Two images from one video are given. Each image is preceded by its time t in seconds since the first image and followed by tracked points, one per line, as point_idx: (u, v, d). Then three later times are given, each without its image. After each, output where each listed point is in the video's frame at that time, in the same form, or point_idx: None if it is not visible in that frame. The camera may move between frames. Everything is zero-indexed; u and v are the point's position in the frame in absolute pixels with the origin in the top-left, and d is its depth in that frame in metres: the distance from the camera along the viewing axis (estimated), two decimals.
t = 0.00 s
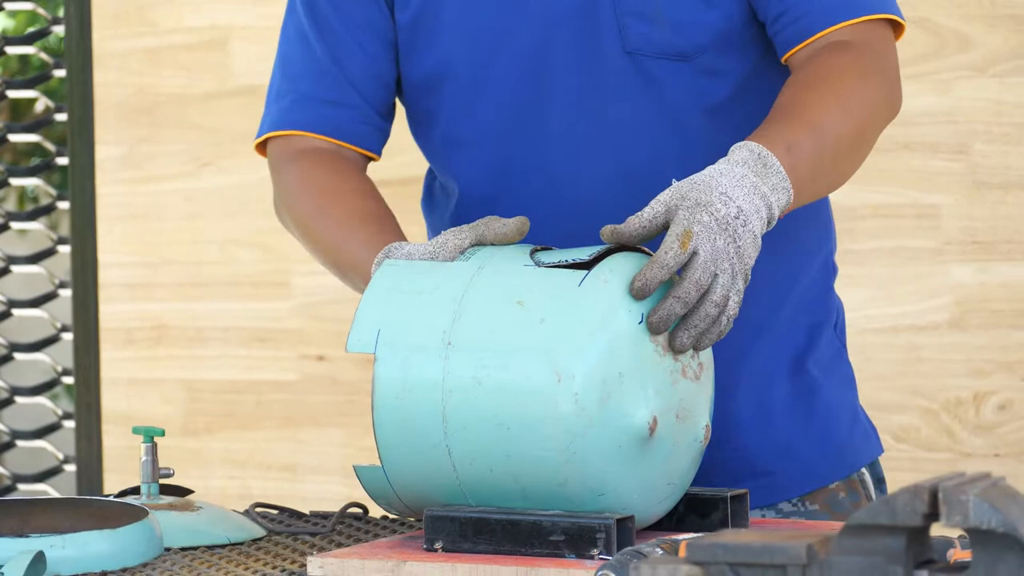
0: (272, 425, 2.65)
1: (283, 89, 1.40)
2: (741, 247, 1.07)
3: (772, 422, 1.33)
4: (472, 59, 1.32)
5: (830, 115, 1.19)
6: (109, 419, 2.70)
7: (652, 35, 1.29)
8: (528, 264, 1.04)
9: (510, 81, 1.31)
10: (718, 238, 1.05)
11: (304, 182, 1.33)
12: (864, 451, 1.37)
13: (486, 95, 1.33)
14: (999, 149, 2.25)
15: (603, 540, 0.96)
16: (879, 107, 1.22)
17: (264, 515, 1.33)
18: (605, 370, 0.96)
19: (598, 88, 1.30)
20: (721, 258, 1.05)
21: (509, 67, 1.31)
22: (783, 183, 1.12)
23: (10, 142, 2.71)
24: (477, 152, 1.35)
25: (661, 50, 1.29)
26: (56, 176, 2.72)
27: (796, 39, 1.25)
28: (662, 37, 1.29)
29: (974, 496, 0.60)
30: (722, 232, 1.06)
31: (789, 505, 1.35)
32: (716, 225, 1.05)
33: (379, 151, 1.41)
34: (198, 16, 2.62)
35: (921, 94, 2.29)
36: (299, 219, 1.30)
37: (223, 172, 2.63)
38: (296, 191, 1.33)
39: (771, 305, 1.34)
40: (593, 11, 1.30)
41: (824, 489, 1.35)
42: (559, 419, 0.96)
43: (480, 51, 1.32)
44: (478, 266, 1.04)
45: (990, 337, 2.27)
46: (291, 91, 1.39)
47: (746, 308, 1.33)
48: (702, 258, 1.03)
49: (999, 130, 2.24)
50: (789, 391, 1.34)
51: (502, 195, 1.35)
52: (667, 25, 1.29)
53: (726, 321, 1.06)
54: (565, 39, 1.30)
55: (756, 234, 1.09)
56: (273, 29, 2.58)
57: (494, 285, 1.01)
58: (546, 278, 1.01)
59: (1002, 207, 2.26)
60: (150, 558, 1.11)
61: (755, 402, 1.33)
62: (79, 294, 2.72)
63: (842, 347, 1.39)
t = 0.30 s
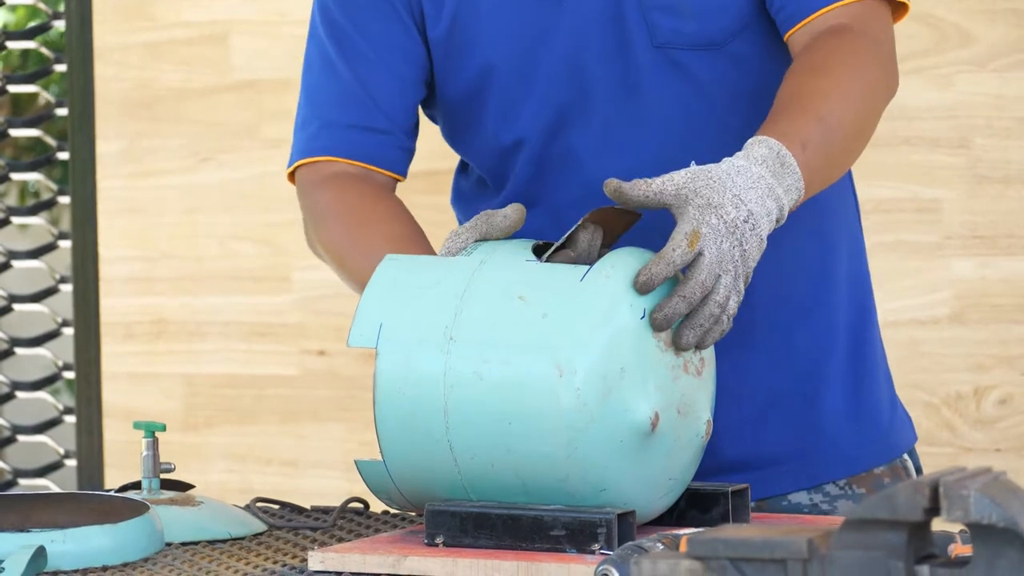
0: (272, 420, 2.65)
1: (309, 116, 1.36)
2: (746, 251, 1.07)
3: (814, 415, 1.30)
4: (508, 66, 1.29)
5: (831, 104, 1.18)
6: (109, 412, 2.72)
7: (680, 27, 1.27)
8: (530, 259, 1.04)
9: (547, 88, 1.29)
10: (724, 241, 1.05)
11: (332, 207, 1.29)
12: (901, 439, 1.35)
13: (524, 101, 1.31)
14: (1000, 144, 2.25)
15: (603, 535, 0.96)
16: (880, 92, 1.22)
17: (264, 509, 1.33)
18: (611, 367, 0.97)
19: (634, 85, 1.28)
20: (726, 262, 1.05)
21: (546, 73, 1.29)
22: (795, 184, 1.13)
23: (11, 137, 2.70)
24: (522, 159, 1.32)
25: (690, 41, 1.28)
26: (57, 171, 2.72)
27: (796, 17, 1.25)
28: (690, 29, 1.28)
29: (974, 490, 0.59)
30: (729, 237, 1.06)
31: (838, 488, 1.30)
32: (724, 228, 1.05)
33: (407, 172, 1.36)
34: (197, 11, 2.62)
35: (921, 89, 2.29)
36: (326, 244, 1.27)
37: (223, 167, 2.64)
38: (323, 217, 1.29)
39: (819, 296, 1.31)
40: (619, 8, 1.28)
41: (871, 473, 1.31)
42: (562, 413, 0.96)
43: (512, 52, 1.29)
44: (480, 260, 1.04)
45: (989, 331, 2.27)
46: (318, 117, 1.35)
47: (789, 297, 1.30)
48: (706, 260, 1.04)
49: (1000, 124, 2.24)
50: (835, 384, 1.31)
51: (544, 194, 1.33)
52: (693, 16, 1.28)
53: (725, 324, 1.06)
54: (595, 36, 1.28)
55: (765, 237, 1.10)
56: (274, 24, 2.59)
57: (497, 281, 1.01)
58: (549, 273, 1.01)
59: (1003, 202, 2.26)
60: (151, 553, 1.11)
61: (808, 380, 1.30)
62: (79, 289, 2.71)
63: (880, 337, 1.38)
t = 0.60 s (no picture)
0: (272, 416, 2.65)
1: (294, 115, 1.36)
2: (744, 205, 1.06)
3: (808, 409, 1.30)
4: (491, 63, 1.28)
5: (826, 88, 1.17)
6: (108, 410, 2.72)
7: (665, 20, 1.26)
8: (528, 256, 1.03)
9: (531, 84, 1.28)
10: (720, 195, 1.04)
11: (326, 204, 1.31)
12: (891, 432, 1.35)
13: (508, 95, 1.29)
14: (999, 140, 2.25)
15: (603, 531, 0.96)
16: (875, 92, 1.20)
17: (263, 506, 1.33)
18: (612, 362, 0.97)
19: (618, 79, 1.27)
20: (726, 216, 1.04)
21: (529, 69, 1.28)
22: (776, 149, 1.11)
23: (10, 134, 2.70)
24: (506, 153, 1.31)
25: (675, 36, 1.27)
26: (57, 167, 2.71)
27: (796, 15, 1.23)
28: (675, 23, 1.26)
29: (974, 486, 0.59)
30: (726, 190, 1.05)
31: (827, 486, 1.30)
32: (717, 183, 1.04)
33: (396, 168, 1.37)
34: (197, 8, 2.63)
35: (921, 85, 2.29)
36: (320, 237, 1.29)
37: (223, 163, 2.64)
38: (317, 211, 1.31)
39: (800, 295, 1.30)
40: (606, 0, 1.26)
41: (859, 470, 1.31)
42: (562, 409, 0.96)
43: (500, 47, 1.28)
44: (480, 256, 1.05)
45: (989, 327, 2.27)
46: (303, 116, 1.35)
47: (772, 293, 1.29)
48: (706, 215, 1.02)
49: (999, 121, 2.24)
50: (824, 382, 1.31)
51: (532, 190, 1.32)
52: (678, 10, 1.26)
53: (727, 282, 1.05)
54: (581, 28, 1.26)
55: (758, 195, 1.08)
56: (274, 20, 2.59)
57: (498, 277, 1.01)
58: (549, 269, 1.01)
59: (1003, 198, 2.26)
60: (150, 549, 1.11)
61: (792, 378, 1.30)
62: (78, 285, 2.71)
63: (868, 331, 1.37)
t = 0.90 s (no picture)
0: (273, 414, 2.65)
1: (279, 78, 1.38)
2: (708, 154, 1.06)
3: (776, 413, 1.28)
4: (468, 44, 1.29)
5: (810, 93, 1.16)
6: (109, 408, 2.72)
7: (655, 17, 1.25)
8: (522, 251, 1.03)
9: (511, 70, 1.28)
10: (675, 145, 1.05)
11: (302, 165, 1.33)
12: (864, 433, 1.33)
13: (486, 78, 1.30)
14: (999, 138, 2.24)
15: (604, 529, 0.96)
16: (869, 109, 1.20)
17: (264, 504, 1.33)
18: (607, 357, 0.96)
19: (603, 73, 1.27)
20: (687, 162, 1.05)
21: (511, 53, 1.28)
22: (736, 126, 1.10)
23: (11, 131, 2.70)
24: (480, 136, 1.31)
25: (665, 34, 1.26)
26: (58, 165, 2.72)
27: (791, 30, 1.23)
28: (665, 20, 1.25)
29: (974, 484, 0.59)
30: (684, 141, 1.06)
31: (800, 486, 1.30)
32: (671, 137, 1.06)
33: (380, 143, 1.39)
34: (197, 6, 2.62)
35: (922, 83, 2.29)
36: (295, 199, 1.31)
37: (223, 162, 2.63)
38: (293, 172, 1.33)
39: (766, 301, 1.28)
40: None
41: (832, 470, 1.31)
42: (558, 403, 0.96)
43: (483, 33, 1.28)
44: (477, 254, 1.04)
45: (989, 325, 2.26)
46: (288, 81, 1.37)
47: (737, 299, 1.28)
48: (659, 164, 1.04)
49: (1000, 118, 2.24)
50: (794, 387, 1.29)
51: (512, 174, 1.30)
52: (670, 8, 1.25)
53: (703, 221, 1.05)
54: (569, 18, 1.26)
55: (724, 149, 1.08)
56: (274, 18, 2.58)
57: (493, 275, 1.01)
58: (544, 265, 1.01)
59: (1004, 196, 2.25)
60: (151, 547, 1.10)
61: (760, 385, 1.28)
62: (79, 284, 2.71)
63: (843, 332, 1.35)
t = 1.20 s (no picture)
0: (273, 413, 2.65)
1: (304, 56, 1.38)
2: (729, 166, 1.07)
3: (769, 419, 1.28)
4: (480, 42, 1.30)
5: (812, 106, 1.16)
6: (109, 406, 2.72)
7: (661, 17, 1.25)
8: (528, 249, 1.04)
9: (518, 69, 1.29)
10: (701, 158, 1.05)
11: (319, 140, 1.33)
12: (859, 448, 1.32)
13: (494, 78, 1.30)
14: (1000, 137, 2.24)
15: (604, 528, 0.96)
16: (874, 127, 1.20)
17: (264, 503, 1.33)
18: (611, 358, 0.96)
19: (608, 72, 1.27)
20: (711, 173, 1.05)
21: (517, 51, 1.28)
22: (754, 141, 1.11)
23: (11, 130, 2.70)
24: (484, 137, 1.31)
25: (670, 35, 1.26)
26: (58, 164, 2.72)
27: (799, 41, 1.23)
28: (671, 20, 1.25)
29: (974, 483, 0.59)
30: (708, 154, 1.06)
31: (786, 497, 1.29)
32: (697, 149, 1.06)
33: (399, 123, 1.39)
34: (197, 5, 2.63)
35: (922, 81, 2.29)
36: (312, 170, 1.31)
37: (223, 161, 2.63)
38: (311, 146, 1.33)
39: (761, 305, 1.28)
40: None
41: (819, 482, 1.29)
42: (563, 405, 0.96)
43: (492, 30, 1.29)
44: (482, 252, 1.04)
45: (990, 324, 2.26)
46: (314, 58, 1.37)
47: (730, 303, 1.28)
48: (686, 177, 1.04)
49: (1000, 117, 2.24)
50: (790, 396, 1.28)
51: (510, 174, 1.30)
52: (676, 9, 1.25)
53: (732, 232, 1.06)
54: (574, 16, 1.27)
55: (743, 162, 1.09)
56: (275, 17, 2.58)
57: (498, 275, 1.01)
58: (549, 265, 1.01)
59: (1004, 195, 2.25)
60: (151, 545, 1.11)
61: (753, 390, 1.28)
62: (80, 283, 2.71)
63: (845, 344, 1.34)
